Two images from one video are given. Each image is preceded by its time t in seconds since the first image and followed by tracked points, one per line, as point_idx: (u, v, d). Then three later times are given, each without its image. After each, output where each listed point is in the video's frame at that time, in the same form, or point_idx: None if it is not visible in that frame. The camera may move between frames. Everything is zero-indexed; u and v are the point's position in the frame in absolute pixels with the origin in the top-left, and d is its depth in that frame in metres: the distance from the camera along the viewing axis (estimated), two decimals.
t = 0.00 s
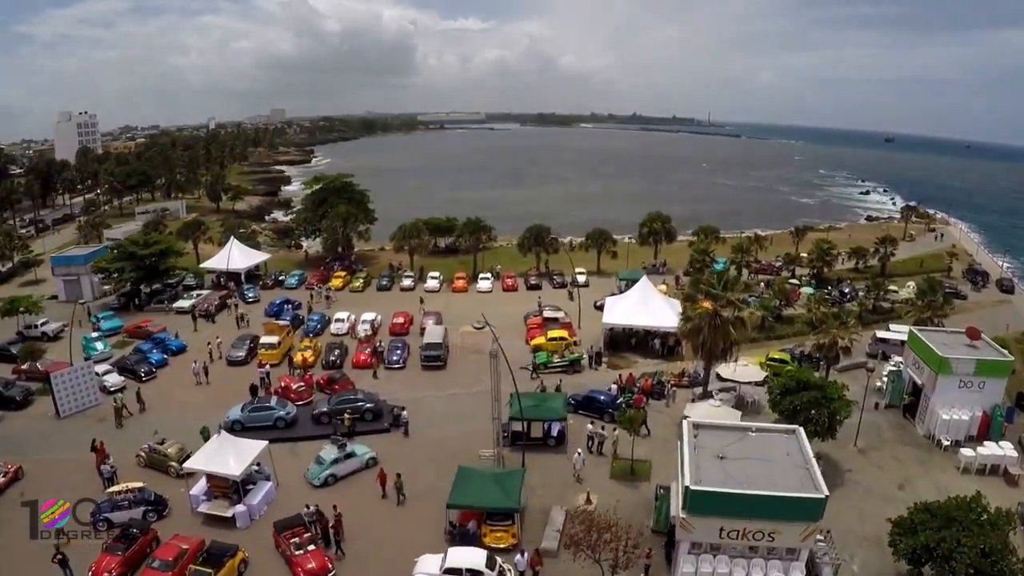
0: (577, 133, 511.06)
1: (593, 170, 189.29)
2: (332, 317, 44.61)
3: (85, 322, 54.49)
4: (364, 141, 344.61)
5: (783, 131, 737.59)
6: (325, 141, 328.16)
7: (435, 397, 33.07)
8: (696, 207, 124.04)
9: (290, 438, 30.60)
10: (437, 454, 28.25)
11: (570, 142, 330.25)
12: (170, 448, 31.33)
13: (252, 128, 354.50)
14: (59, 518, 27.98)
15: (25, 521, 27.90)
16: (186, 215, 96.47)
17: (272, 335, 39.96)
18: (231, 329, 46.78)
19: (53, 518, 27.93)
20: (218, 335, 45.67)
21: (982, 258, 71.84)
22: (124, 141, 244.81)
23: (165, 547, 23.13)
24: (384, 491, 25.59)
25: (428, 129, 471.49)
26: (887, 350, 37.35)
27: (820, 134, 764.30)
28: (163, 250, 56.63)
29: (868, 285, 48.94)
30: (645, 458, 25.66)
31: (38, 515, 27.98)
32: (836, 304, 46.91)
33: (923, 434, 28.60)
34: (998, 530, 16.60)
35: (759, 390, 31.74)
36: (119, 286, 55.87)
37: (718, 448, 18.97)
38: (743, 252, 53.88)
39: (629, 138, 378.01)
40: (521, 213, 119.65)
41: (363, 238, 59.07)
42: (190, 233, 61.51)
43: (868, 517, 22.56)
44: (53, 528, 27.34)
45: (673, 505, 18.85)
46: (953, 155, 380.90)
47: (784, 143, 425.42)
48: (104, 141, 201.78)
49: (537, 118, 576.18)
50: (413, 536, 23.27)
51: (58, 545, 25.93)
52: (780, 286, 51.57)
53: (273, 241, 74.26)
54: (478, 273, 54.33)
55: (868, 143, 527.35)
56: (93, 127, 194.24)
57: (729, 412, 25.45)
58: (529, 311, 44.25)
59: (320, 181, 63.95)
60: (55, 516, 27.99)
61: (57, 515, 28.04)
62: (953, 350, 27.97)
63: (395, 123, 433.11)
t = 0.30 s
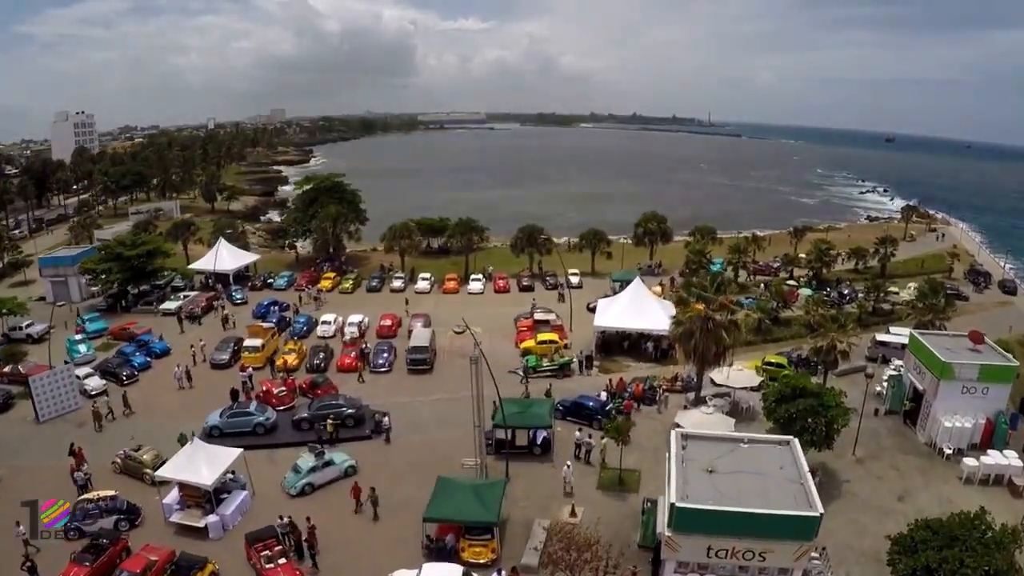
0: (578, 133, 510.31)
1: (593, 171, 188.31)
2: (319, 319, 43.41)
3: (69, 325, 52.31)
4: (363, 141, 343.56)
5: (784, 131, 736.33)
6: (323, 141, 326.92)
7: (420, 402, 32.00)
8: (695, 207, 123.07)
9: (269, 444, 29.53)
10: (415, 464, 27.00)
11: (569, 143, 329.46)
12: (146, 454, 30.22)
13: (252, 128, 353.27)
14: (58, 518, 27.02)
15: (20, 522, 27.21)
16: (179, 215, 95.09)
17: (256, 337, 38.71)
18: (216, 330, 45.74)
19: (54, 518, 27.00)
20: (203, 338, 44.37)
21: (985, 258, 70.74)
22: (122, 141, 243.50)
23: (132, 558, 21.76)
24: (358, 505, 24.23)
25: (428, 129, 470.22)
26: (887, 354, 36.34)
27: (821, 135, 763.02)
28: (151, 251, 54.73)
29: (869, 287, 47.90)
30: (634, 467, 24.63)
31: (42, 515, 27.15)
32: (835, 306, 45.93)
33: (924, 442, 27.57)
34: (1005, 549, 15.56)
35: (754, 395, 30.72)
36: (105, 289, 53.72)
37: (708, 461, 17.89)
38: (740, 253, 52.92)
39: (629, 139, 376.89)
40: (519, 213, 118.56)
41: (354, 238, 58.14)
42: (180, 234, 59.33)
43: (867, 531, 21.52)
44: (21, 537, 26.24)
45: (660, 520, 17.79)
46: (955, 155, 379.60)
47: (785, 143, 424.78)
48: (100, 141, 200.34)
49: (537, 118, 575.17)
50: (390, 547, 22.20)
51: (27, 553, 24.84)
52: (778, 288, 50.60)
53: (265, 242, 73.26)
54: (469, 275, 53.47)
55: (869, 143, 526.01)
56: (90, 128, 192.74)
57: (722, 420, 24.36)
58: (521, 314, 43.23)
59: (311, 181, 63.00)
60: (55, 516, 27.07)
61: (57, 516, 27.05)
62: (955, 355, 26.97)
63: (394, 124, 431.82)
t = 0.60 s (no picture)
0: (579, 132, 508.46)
1: (593, 171, 186.94)
2: (306, 321, 42.21)
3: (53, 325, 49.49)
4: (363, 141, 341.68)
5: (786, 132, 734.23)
6: (323, 141, 325.44)
7: (405, 408, 31.00)
8: (696, 207, 121.72)
9: (248, 451, 28.52)
10: (395, 475, 25.84)
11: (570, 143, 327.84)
12: (121, 460, 29.04)
13: (252, 128, 352.44)
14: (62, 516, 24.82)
15: None
16: (174, 214, 92.83)
17: (240, 340, 37.16)
18: (202, 331, 44.52)
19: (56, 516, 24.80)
20: (190, 340, 42.68)
21: (988, 260, 69.58)
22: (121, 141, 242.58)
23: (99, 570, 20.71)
24: (331, 520, 22.96)
25: (429, 129, 469.37)
26: (887, 359, 35.36)
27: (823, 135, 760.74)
28: (140, 251, 51.29)
29: (870, 289, 46.83)
30: (623, 478, 23.65)
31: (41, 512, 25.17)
32: (835, 309, 44.95)
33: (926, 452, 26.54)
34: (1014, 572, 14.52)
35: (750, 401, 29.72)
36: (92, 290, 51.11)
37: (697, 476, 16.89)
38: (739, 255, 51.92)
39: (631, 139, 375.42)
40: (518, 214, 117.19)
41: (346, 238, 57.02)
42: (170, 235, 57.18)
43: (865, 547, 20.50)
44: None
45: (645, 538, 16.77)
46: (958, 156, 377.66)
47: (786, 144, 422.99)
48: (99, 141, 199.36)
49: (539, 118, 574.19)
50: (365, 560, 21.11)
51: None
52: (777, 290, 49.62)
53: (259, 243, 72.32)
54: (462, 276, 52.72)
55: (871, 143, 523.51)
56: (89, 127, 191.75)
57: (715, 430, 23.35)
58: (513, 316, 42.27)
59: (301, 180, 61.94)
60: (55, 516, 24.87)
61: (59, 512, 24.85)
62: (959, 361, 25.97)
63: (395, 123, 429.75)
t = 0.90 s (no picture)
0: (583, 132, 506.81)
1: (597, 172, 185.49)
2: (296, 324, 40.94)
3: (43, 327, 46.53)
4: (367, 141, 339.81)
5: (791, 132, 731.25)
6: (327, 141, 325.04)
7: (391, 415, 29.94)
8: (699, 208, 120.33)
9: (228, 458, 27.49)
10: (377, 488, 24.66)
11: (573, 143, 325.98)
12: (99, 466, 27.87)
13: (256, 128, 352.23)
14: (64, 515, 24.24)
15: None
16: (174, 216, 89.01)
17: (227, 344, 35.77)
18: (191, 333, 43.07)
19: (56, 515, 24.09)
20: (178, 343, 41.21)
21: (996, 262, 68.25)
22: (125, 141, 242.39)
23: None
24: (303, 536, 21.77)
25: (433, 129, 468.68)
26: (890, 365, 34.29)
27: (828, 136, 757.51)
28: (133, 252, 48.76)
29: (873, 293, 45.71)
30: (613, 491, 22.64)
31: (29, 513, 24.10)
32: (837, 313, 43.93)
33: (931, 465, 25.45)
34: None
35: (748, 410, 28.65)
36: (82, 291, 48.54)
37: (685, 495, 15.84)
38: (740, 257, 50.80)
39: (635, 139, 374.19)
40: (520, 215, 115.72)
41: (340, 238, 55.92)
42: (162, 234, 54.98)
43: (866, 568, 19.43)
44: None
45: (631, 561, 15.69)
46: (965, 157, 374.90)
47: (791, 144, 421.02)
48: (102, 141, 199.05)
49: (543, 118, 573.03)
50: None
51: None
52: (779, 293, 48.49)
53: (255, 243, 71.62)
54: (456, 278, 52.26)
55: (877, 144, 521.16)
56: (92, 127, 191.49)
57: (710, 442, 22.27)
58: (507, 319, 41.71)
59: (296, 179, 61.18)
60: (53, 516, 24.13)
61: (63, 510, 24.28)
62: (966, 369, 24.94)
63: (399, 123, 428.08)
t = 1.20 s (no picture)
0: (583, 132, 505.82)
1: (596, 172, 184.26)
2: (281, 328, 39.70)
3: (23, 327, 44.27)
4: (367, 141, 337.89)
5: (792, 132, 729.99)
6: (326, 141, 324.03)
7: (374, 423, 28.76)
8: (698, 209, 119.28)
9: (205, 468, 25.86)
10: (354, 503, 23.28)
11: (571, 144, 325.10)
12: (73, 475, 25.63)
13: (255, 128, 351.30)
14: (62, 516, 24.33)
15: None
16: (169, 217, 85.66)
17: (209, 349, 34.06)
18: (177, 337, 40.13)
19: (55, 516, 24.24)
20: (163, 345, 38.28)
21: (998, 264, 67.37)
22: (122, 140, 241.32)
23: None
24: (273, 554, 20.44)
25: (433, 129, 467.78)
26: (890, 372, 33.35)
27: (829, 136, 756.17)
28: (120, 255, 45.66)
29: (873, 296, 44.80)
30: (599, 505, 21.67)
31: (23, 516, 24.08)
32: (836, 317, 43.07)
33: (931, 478, 24.53)
34: None
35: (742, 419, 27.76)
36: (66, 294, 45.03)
37: (668, 517, 14.87)
38: (737, 259, 49.82)
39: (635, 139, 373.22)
40: (517, 216, 114.76)
41: (331, 241, 54.97)
42: (154, 238, 50.68)
43: None
44: None
45: None
46: (966, 157, 373.70)
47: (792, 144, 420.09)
48: (97, 142, 197.76)
49: (543, 118, 572.11)
50: None
51: None
52: (778, 297, 47.52)
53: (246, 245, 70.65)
54: (447, 280, 52.90)
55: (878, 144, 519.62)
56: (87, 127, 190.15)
57: (699, 456, 21.26)
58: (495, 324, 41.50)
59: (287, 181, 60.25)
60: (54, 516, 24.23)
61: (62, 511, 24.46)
62: (968, 379, 24.03)
63: (398, 123, 426.10)
